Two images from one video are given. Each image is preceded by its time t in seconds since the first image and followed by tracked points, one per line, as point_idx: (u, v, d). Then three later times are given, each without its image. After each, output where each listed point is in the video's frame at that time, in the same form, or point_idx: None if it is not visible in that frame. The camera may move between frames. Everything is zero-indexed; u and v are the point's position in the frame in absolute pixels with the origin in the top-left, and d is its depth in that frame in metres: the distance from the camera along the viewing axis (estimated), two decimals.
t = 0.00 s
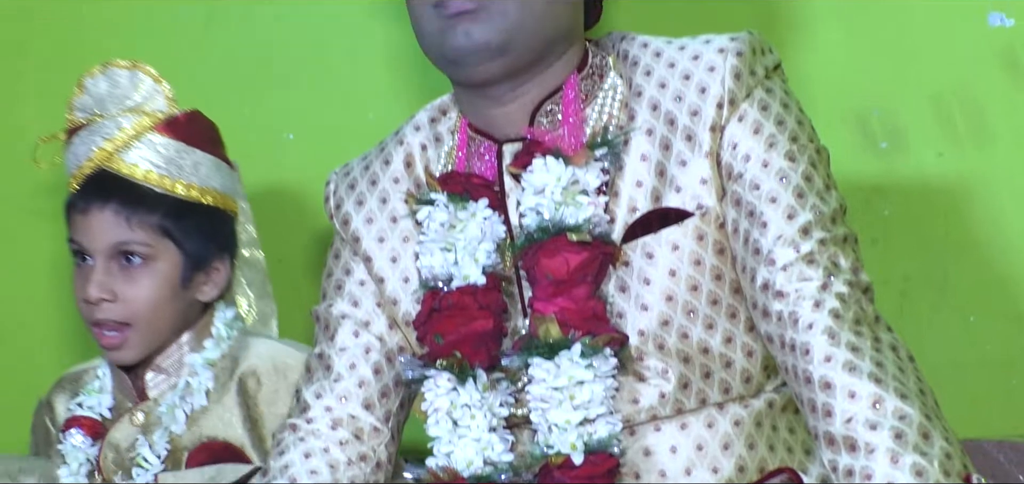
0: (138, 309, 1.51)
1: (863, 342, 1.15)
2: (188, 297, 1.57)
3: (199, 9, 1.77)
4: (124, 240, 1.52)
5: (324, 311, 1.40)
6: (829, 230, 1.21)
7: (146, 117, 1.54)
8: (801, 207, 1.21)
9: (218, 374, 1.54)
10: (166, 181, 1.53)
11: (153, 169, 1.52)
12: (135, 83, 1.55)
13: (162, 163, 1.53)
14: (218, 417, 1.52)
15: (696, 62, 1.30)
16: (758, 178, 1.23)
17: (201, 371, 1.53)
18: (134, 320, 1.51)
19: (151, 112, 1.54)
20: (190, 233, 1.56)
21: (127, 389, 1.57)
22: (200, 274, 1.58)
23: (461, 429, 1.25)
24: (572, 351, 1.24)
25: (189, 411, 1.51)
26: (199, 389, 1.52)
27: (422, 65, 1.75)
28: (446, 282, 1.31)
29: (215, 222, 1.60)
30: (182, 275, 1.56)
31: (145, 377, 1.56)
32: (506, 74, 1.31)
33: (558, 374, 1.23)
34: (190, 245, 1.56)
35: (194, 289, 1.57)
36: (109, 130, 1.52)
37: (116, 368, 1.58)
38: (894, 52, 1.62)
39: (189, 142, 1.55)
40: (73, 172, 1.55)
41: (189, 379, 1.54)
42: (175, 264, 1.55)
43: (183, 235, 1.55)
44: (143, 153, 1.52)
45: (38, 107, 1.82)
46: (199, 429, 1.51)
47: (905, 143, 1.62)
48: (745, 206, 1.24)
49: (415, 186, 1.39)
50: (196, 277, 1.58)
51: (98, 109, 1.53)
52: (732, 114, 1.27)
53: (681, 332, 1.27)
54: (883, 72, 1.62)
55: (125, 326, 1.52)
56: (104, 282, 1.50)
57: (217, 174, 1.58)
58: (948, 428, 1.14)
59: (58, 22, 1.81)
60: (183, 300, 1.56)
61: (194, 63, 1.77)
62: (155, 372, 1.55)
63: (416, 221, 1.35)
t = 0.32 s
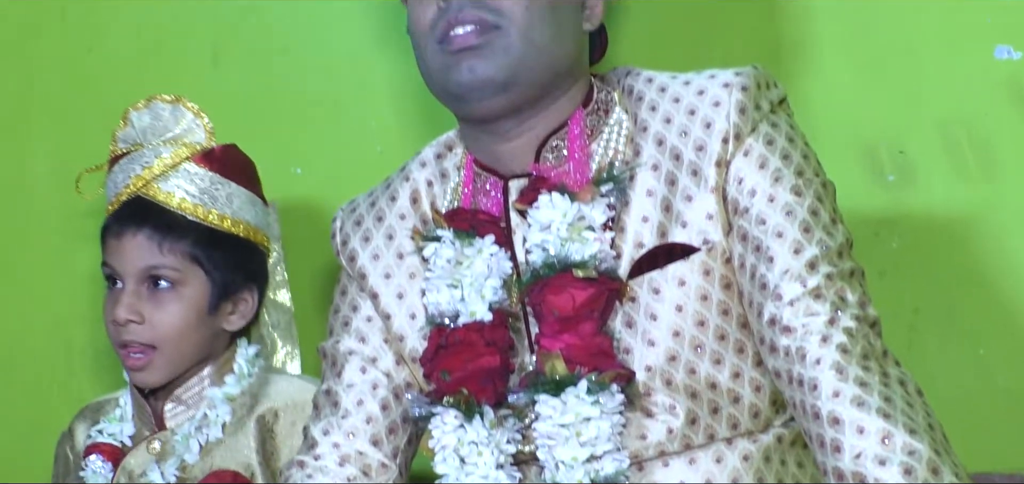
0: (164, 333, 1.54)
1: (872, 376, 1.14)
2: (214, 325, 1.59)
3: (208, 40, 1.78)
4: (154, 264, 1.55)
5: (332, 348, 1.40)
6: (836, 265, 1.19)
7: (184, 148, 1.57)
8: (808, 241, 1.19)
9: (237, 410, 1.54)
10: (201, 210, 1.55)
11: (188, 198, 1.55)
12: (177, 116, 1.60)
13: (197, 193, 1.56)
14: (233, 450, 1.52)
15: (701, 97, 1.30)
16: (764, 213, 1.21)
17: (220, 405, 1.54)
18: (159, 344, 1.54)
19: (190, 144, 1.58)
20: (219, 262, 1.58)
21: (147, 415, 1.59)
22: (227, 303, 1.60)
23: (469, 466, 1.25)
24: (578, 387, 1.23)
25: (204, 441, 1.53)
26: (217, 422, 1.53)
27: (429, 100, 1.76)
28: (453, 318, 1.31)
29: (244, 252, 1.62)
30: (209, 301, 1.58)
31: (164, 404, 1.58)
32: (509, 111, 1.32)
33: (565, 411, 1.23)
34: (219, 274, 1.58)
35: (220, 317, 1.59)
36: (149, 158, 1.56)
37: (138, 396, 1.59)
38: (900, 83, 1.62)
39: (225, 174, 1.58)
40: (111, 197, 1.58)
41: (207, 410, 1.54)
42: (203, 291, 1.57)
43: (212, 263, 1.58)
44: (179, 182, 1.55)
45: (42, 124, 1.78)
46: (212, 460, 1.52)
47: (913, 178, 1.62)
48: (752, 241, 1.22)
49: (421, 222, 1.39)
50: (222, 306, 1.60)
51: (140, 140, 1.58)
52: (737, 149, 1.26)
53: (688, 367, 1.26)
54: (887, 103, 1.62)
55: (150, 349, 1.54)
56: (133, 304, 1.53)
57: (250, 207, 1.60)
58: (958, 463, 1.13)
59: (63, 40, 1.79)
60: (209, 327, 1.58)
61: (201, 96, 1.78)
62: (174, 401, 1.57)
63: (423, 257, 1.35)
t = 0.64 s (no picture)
0: (166, 363, 1.53)
1: (881, 416, 1.13)
2: (217, 358, 1.57)
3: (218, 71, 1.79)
4: (158, 294, 1.54)
5: (339, 387, 1.40)
6: (845, 303, 1.19)
7: (192, 181, 1.58)
8: (817, 280, 1.19)
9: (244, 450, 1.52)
10: (206, 242, 1.56)
11: (194, 229, 1.56)
12: (187, 151, 1.60)
13: (204, 224, 1.57)
14: None
15: (708, 135, 1.30)
16: (772, 251, 1.21)
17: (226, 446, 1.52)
18: (161, 374, 1.53)
19: (198, 177, 1.59)
20: (223, 294, 1.58)
21: (149, 455, 1.58)
22: (230, 336, 1.59)
23: None
24: (585, 426, 1.23)
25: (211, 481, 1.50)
26: (223, 461, 1.51)
27: (437, 138, 1.76)
28: (459, 357, 1.31)
29: (250, 286, 1.62)
30: (213, 332, 1.56)
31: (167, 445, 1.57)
32: (517, 150, 1.32)
33: (572, 450, 1.23)
34: (222, 306, 1.57)
35: (223, 350, 1.58)
36: (156, 190, 1.57)
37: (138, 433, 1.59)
38: (908, 119, 1.62)
39: (233, 207, 1.59)
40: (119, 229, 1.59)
41: (213, 451, 1.53)
42: (206, 322, 1.56)
43: (216, 295, 1.57)
44: (187, 213, 1.56)
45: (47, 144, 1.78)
46: None
47: (921, 215, 1.61)
48: (760, 279, 1.22)
49: (429, 260, 1.40)
50: (226, 339, 1.59)
51: (150, 174, 1.59)
52: (745, 188, 1.25)
53: (696, 406, 1.25)
54: (894, 138, 1.62)
55: (152, 379, 1.53)
56: (135, 334, 1.52)
57: (256, 240, 1.61)
58: None
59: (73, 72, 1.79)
60: (212, 359, 1.57)
61: (209, 125, 1.78)
62: (178, 440, 1.57)
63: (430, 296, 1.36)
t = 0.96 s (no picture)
0: (164, 399, 1.51)
1: (891, 461, 1.12)
2: (216, 392, 1.57)
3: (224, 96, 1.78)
4: (154, 330, 1.53)
5: (345, 429, 1.41)
6: (854, 347, 1.18)
7: (186, 214, 1.57)
8: (825, 323, 1.18)
9: None
10: (201, 275, 1.55)
11: (189, 263, 1.55)
12: (180, 185, 1.59)
13: (199, 257, 1.56)
14: None
15: (716, 178, 1.30)
16: (781, 294, 1.21)
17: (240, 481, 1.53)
18: (160, 410, 1.51)
19: (192, 209, 1.58)
20: (219, 328, 1.57)
21: None
22: (229, 370, 1.58)
23: None
24: (593, 468, 1.22)
25: None
26: None
27: (446, 179, 1.77)
28: (466, 399, 1.31)
29: (248, 318, 1.61)
30: (211, 367, 1.56)
31: None
32: (525, 191, 1.32)
33: None
34: (219, 339, 1.56)
35: (223, 384, 1.57)
36: (149, 225, 1.56)
37: (141, 477, 1.59)
38: (914, 160, 1.62)
39: (228, 239, 1.58)
40: (117, 264, 1.59)
41: None
42: (204, 357, 1.55)
43: (213, 330, 1.56)
44: (181, 247, 1.56)
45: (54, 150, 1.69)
46: None
47: (929, 258, 1.61)
48: (769, 322, 1.21)
49: (435, 300, 1.40)
50: (225, 372, 1.58)
51: (144, 209, 1.58)
52: (753, 230, 1.25)
53: (704, 449, 1.24)
54: (900, 180, 1.63)
55: (151, 416, 1.52)
56: (132, 371, 1.51)
57: (252, 272, 1.60)
58: None
59: (80, 99, 1.72)
60: (211, 393, 1.56)
61: (213, 150, 1.78)
62: None
63: (436, 337, 1.35)
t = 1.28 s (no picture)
0: (159, 439, 1.51)
1: None
2: (213, 433, 1.56)
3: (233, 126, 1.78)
4: (149, 370, 1.53)
5: (351, 471, 1.41)
6: (864, 392, 1.18)
7: (185, 250, 1.57)
8: (835, 367, 1.18)
9: None
10: (199, 313, 1.55)
11: (187, 300, 1.55)
12: (180, 220, 1.59)
13: (197, 295, 1.55)
14: None
15: (725, 221, 1.30)
16: (790, 338, 1.21)
17: None
18: (155, 450, 1.51)
19: (190, 245, 1.58)
20: (215, 367, 1.56)
21: None
22: (227, 410, 1.58)
23: None
24: None
25: None
26: None
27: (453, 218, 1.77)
28: (474, 441, 1.30)
29: (246, 357, 1.60)
30: (206, 407, 1.55)
31: None
32: (533, 235, 1.33)
33: None
34: (216, 378, 1.56)
35: (220, 424, 1.57)
36: (147, 260, 1.57)
37: None
38: (920, 203, 1.63)
39: (227, 276, 1.57)
40: (116, 299, 1.58)
41: None
42: (200, 396, 1.54)
43: (208, 368, 1.55)
44: (179, 284, 1.55)
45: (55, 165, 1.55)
46: None
47: (937, 300, 1.61)
48: (778, 366, 1.21)
49: (443, 342, 1.40)
50: (222, 412, 1.57)
51: (142, 244, 1.59)
52: (762, 273, 1.25)
53: None
54: (904, 221, 1.63)
55: (145, 456, 1.51)
56: (127, 411, 1.52)
57: (251, 309, 1.59)
58: None
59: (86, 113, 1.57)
60: (207, 433, 1.55)
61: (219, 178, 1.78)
62: None
63: (443, 378, 1.35)
